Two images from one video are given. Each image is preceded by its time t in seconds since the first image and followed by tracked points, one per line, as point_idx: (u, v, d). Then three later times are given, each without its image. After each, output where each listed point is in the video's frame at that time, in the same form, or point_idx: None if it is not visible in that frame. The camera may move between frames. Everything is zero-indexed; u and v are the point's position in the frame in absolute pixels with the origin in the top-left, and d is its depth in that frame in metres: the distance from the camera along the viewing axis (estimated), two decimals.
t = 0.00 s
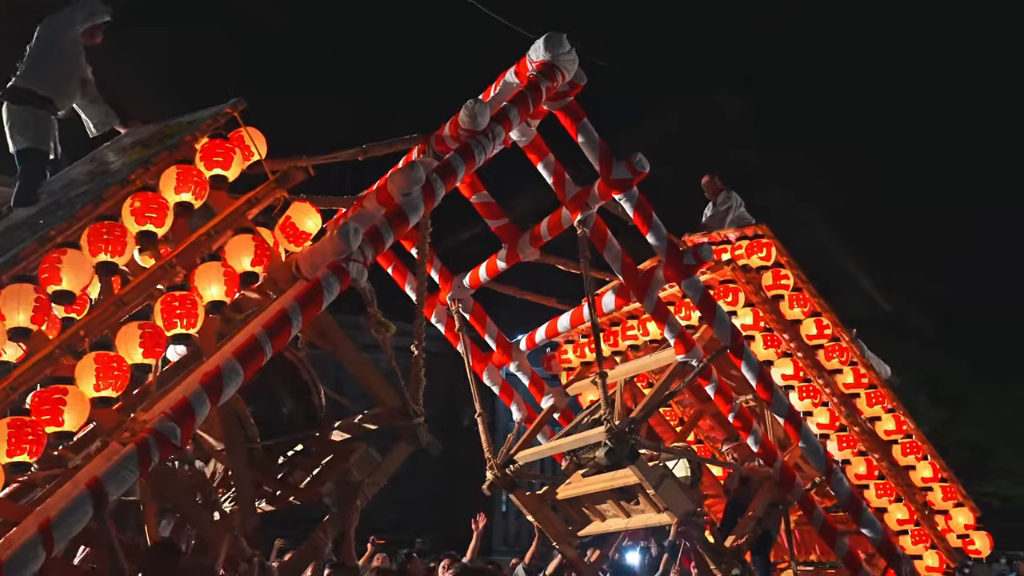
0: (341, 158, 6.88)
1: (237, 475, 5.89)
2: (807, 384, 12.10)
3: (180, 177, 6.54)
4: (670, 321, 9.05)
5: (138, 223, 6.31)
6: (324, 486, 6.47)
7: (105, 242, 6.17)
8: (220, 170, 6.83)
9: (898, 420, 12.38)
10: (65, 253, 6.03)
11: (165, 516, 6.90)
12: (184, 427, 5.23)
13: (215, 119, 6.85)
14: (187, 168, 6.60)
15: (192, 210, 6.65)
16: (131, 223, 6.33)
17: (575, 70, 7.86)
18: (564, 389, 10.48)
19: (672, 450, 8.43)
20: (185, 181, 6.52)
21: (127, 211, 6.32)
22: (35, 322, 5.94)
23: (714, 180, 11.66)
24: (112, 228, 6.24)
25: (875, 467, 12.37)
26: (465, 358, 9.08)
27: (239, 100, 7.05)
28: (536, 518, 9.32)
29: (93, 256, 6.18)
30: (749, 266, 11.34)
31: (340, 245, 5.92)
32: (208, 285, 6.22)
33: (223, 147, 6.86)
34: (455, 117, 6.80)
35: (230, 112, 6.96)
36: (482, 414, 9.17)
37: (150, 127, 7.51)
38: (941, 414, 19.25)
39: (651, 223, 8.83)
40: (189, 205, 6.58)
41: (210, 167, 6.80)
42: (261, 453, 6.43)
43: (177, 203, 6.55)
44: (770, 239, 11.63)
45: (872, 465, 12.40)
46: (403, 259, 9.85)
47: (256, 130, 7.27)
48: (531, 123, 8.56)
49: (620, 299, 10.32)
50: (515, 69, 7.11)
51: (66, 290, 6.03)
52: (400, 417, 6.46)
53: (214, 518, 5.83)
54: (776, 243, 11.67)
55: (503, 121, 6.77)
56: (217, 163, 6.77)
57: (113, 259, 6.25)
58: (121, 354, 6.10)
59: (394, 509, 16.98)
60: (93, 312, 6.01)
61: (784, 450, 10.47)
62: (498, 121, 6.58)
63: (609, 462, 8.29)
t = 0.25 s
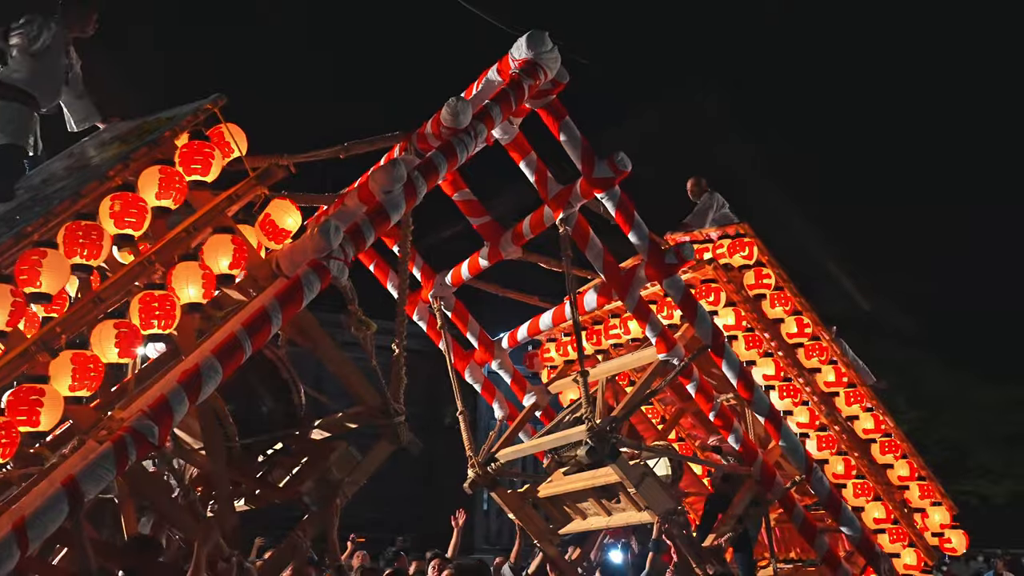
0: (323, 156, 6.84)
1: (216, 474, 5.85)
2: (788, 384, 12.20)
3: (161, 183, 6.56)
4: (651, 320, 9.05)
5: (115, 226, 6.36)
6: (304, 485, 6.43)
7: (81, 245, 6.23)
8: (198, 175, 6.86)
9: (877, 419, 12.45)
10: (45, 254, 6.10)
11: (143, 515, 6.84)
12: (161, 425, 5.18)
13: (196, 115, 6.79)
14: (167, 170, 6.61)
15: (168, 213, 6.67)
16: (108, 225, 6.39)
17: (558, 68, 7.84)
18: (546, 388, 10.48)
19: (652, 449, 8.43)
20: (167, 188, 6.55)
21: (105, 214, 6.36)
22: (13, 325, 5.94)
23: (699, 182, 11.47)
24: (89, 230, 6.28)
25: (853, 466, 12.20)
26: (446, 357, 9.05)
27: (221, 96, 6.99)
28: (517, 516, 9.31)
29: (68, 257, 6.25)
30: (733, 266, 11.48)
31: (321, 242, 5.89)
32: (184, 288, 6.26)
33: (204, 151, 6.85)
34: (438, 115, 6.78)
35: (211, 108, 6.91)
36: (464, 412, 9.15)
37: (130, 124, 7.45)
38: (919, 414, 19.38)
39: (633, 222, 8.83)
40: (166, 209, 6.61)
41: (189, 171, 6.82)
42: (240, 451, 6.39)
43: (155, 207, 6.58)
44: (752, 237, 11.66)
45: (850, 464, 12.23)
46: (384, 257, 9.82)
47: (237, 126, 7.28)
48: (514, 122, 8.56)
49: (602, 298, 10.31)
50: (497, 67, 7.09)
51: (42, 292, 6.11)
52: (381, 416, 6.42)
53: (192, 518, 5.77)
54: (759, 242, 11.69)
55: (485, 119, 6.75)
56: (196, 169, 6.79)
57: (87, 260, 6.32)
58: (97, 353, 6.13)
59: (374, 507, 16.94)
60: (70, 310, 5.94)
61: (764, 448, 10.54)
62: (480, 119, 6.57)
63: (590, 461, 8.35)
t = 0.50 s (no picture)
0: (308, 152, 6.81)
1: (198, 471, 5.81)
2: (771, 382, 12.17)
3: (141, 182, 6.60)
4: (635, 317, 9.07)
5: (95, 224, 6.38)
6: (288, 482, 6.39)
7: (60, 244, 6.17)
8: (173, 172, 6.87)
9: (858, 417, 12.46)
10: (29, 254, 6.03)
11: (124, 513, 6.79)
12: (144, 422, 5.14)
13: (179, 110, 6.72)
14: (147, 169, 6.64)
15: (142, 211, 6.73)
16: (86, 221, 6.37)
17: (544, 65, 7.83)
18: (530, 385, 10.45)
19: (636, 447, 8.43)
20: (146, 188, 6.60)
21: (84, 210, 6.33)
22: None
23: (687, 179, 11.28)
24: (70, 230, 6.23)
25: (836, 463, 12.35)
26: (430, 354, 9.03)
27: (206, 90, 6.91)
28: (501, 513, 9.30)
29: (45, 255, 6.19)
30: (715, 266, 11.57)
31: (305, 239, 5.86)
32: (164, 284, 6.34)
33: (184, 150, 6.86)
34: (423, 112, 6.76)
35: (195, 103, 6.83)
36: (448, 409, 9.12)
37: (112, 118, 7.38)
38: (902, 413, 19.41)
39: (618, 220, 8.83)
40: (141, 207, 6.68)
41: (165, 168, 6.81)
42: (223, 449, 6.35)
43: (131, 204, 6.65)
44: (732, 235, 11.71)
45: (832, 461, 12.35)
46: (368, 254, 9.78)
47: (220, 120, 7.22)
48: (499, 118, 8.54)
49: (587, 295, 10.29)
50: (483, 64, 7.07)
51: (21, 288, 6.03)
52: (364, 413, 6.40)
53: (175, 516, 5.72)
54: (739, 240, 11.73)
55: (471, 116, 6.73)
56: (172, 167, 6.80)
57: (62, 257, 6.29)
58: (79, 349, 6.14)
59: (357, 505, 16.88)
60: (51, 306, 5.95)
61: (747, 445, 10.57)
62: (466, 115, 6.55)
63: (574, 458, 8.35)
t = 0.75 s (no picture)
0: (294, 147, 6.77)
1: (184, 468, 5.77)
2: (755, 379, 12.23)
3: (127, 175, 6.50)
4: (622, 314, 9.04)
5: (79, 218, 6.26)
6: (274, 479, 6.37)
7: (42, 237, 6.11)
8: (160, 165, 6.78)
9: (843, 414, 12.41)
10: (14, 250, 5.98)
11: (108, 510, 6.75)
12: (129, 419, 5.10)
13: (164, 104, 6.70)
14: (132, 161, 6.55)
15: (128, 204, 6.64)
16: (70, 215, 6.26)
17: (532, 60, 7.81)
18: (516, 381, 10.44)
19: (623, 443, 8.43)
20: (132, 180, 6.51)
21: (68, 204, 6.24)
22: None
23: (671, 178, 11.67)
24: (52, 222, 6.17)
25: (822, 459, 12.41)
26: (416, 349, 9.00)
27: (190, 84, 6.89)
28: (487, 510, 9.29)
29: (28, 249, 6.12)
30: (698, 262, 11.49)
31: (292, 234, 5.83)
32: (149, 279, 6.33)
33: (170, 141, 6.80)
34: (410, 107, 6.73)
35: (180, 97, 6.81)
36: (434, 406, 9.11)
37: (95, 112, 7.33)
38: (884, 410, 19.47)
39: (605, 216, 8.82)
40: (125, 200, 6.59)
41: (153, 160, 6.73)
42: (208, 445, 6.32)
43: (116, 197, 6.55)
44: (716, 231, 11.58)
45: (819, 458, 12.45)
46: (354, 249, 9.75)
47: (206, 115, 7.18)
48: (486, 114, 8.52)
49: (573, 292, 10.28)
50: (470, 59, 7.05)
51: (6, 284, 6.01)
52: (351, 409, 6.41)
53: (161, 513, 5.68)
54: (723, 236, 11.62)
55: (458, 111, 6.71)
56: (159, 158, 6.72)
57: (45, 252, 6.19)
58: (63, 343, 6.02)
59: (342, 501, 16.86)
60: (35, 301, 5.89)
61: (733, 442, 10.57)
62: (453, 111, 6.53)
63: (560, 455, 8.35)
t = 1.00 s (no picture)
0: (282, 142, 6.75)
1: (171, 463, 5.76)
2: (744, 375, 12.33)
3: (117, 162, 6.48)
4: (610, 311, 9.06)
5: (70, 208, 6.27)
6: (261, 475, 6.35)
7: (30, 227, 6.08)
8: (159, 153, 6.73)
9: (831, 411, 12.51)
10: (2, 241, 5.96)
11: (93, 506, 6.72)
12: (116, 415, 5.09)
13: (152, 98, 6.67)
14: (124, 152, 6.52)
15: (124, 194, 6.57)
16: (62, 207, 6.28)
17: (521, 57, 7.82)
18: (504, 378, 10.45)
19: (610, 440, 8.45)
20: (122, 167, 6.48)
21: (58, 196, 6.28)
22: None
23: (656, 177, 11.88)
24: (40, 211, 6.13)
25: (808, 457, 12.50)
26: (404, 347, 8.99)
27: (178, 78, 6.86)
28: (474, 507, 9.29)
29: (19, 240, 6.09)
30: (688, 260, 11.48)
31: (280, 229, 5.81)
32: (140, 272, 6.12)
33: (164, 129, 6.73)
34: (399, 103, 6.73)
35: (167, 91, 6.78)
36: (421, 402, 9.10)
37: (83, 105, 7.31)
38: (869, 407, 19.56)
39: (593, 213, 8.85)
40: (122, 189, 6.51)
41: (148, 149, 6.68)
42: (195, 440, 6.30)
43: (110, 187, 6.51)
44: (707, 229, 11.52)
45: (805, 455, 12.55)
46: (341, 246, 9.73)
47: (195, 109, 7.16)
48: (474, 111, 8.53)
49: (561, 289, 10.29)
50: (459, 55, 7.05)
51: None
52: (339, 405, 6.39)
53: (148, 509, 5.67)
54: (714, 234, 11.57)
55: (447, 107, 6.71)
56: (155, 146, 6.67)
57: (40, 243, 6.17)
58: (50, 337, 5.95)
59: (329, 497, 16.91)
60: (22, 296, 5.84)
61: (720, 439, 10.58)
62: (442, 107, 6.53)
63: (548, 451, 8.34)
